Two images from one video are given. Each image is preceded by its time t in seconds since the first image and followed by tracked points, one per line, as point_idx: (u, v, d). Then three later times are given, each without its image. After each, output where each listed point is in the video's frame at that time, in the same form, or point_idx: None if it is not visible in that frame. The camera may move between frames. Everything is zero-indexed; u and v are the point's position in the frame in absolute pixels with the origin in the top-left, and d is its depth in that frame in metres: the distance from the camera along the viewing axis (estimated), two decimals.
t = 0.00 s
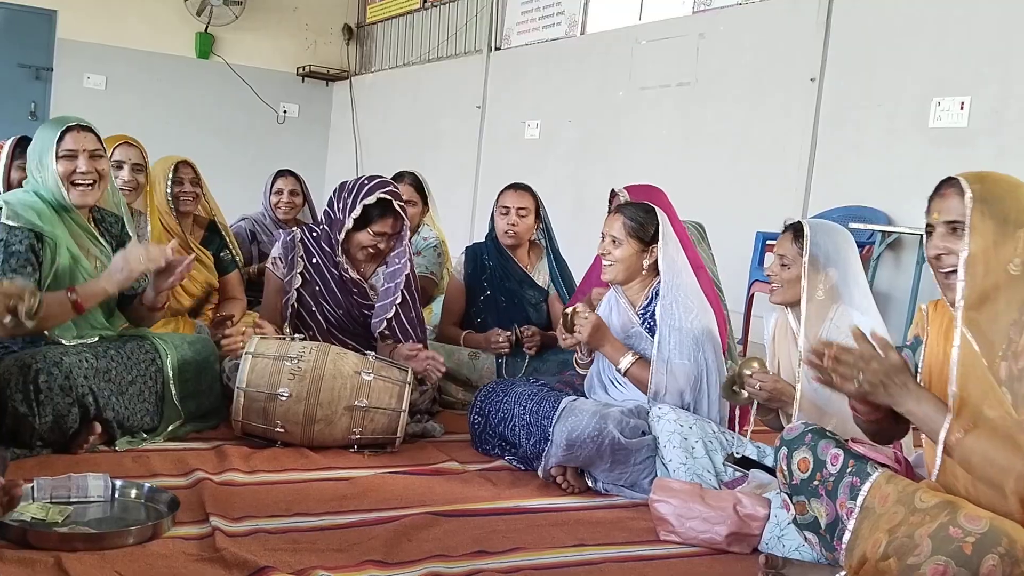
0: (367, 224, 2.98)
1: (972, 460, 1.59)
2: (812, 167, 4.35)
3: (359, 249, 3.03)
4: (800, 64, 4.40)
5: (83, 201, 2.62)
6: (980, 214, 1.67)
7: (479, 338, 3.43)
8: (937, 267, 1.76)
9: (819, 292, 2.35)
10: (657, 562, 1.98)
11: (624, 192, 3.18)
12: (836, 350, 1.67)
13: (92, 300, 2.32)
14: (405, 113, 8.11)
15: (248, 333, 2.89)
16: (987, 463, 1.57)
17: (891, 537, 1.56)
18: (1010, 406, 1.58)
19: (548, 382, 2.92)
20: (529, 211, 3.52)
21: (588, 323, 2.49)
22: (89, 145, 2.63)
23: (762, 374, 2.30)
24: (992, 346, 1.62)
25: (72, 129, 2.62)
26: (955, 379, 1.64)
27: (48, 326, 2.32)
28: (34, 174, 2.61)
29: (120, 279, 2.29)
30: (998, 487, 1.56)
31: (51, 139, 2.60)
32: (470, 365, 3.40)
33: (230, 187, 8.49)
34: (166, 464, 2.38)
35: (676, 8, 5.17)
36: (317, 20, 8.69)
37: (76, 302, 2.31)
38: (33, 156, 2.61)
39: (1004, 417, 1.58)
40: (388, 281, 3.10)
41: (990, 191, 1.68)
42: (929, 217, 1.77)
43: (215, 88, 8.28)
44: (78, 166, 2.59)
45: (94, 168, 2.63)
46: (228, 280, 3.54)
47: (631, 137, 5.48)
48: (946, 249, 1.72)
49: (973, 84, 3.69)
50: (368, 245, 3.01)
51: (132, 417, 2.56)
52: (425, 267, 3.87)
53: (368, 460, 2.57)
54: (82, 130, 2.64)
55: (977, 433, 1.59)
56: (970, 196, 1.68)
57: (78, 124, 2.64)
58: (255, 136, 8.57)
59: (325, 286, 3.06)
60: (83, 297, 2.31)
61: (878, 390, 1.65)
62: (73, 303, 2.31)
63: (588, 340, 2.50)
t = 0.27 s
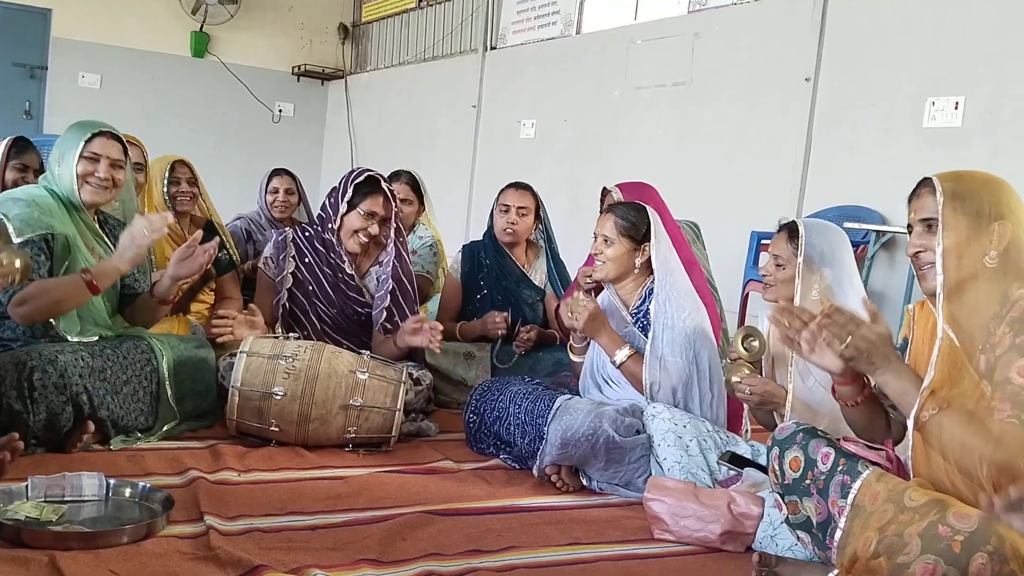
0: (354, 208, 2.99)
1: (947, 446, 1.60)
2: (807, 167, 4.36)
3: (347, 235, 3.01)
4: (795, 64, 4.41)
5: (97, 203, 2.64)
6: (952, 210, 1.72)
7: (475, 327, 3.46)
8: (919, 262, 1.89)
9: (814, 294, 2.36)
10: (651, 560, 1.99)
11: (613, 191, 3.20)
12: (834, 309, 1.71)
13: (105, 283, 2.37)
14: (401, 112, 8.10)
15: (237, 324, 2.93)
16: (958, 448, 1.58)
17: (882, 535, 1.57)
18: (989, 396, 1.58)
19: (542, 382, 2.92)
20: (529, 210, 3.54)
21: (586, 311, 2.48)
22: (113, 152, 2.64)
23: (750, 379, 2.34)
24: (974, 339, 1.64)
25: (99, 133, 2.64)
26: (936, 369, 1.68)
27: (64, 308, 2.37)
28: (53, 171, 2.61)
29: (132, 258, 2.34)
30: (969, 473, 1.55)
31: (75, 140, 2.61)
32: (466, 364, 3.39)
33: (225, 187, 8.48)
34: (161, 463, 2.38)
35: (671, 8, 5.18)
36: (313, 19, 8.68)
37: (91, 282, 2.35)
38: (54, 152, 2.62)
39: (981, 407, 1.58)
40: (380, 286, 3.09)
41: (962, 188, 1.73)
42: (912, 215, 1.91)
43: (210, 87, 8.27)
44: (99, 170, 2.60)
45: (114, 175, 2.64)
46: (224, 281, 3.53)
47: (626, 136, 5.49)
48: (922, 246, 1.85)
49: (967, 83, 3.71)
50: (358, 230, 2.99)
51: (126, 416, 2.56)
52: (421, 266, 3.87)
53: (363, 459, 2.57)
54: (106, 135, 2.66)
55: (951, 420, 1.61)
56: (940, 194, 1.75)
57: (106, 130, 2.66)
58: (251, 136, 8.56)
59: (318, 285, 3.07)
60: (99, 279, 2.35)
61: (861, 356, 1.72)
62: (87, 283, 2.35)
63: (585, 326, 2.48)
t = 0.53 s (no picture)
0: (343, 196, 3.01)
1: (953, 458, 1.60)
2: (803, 167, 4.37)
3: (338, 225, 3.02)
4: (791, 63, 4.42)
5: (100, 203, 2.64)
6: (944, 213, 1.72)
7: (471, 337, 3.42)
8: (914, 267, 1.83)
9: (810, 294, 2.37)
10: (647, 559, 1.99)
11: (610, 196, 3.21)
12: (807, 375, 1.80)
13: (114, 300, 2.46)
14: (397, 112, 8.10)
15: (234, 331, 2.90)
16: (967, 462, 1.58)
17: (879, 534, 1.57)
18: (991, 403, 1.59)
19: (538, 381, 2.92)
20: (522, 209, 3.55)
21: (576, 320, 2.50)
22: (116, 150, 2.66)
23: (752, 373, 2.31)
24: (972, 344, 1.66)
25: (99, 134, 2.65)
26: (934, 375, 1.70)
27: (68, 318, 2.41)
28: (52, 170, 2.60)
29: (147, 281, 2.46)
30: (978, 484, 1.56)
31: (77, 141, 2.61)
32: (462, 364, 3.38)
33: (221, 186, 8.46)
34: (156, 462, 2.37)
35: (667, 7, 5.18)
36: (308, 18, 8.67)
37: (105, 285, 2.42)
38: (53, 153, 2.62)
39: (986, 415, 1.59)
40: (375, 281, 3.11)
41: (954, 189, 1.73)
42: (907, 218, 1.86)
43: (205, 85, 8.25)
44: (103, 168, 2.61)
45: (118, 173, 2.66)
46: (219, 281, 3.53)
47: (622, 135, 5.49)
48: (913, 249, 1.79)
49: (962, 83, 3.71)
50: (348, 219, 2.99)
51: (121, 416, 2.56)
52: (417, 266, 3.87)
53: (359, 458, 2.57)
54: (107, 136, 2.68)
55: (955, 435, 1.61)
56: (932, 195, 1.75)
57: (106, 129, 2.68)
58: (246, 135, 8.55)
59: (314, 282, 3.06)
60: (109, 295, 2.44)
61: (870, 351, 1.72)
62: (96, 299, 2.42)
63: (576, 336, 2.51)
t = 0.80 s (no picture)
0: (324, 181, 3.00)
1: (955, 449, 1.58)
2: (799, 166, 4.37)
3: (320, 215, 3.00)
4: (787, 63, 4.42)
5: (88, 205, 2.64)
6: (962, 214, 1.70)
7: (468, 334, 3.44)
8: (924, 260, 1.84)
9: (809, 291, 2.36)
10: (644, 559, 1.99)
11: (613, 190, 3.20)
12: (847, 308, 1.70)
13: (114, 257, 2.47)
14: (393, 112, 8.09)
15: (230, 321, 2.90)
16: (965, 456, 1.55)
17: (875, 533, 1.57)
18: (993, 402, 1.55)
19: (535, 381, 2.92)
20: (521, 209, 3.55)
21: (577, 314, 2.51)
22: (108, 155, 2.64)
23: (738, 379, 2.35)
24: (977, 343, 1.63)
25: (94, 134, 2.62)
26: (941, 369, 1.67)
27: (79, 294, 2.41)
28: (42, 167, 2.56)
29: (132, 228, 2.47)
30: (974, 480, 1.53)
31: (72, 140, 2.57)
32: (458, 363, 3.39)
33: (217, 186, 8.46)
34: (153, 463, 2.37)
35: (664, 7, 5.18)
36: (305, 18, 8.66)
37: (102, 258, 2.43)
38: (49, 147, 2.56)
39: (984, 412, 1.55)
40: (371, 278, 3.08)
41: (975, 189, 1.71)
42: (923, 212, 1.84)
43: (201, 86, 8.24)
44: (93, 172, 2.59)
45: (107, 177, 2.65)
46: (214, 281, 3.53)
47: (618, 135, 5.50)
48: (930, 247, 1.79)
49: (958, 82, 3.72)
50: (329, 207, 2.97)
51: (117, 417, 2.55)
52: (414, 266, 3.87)
53: (355, 459, 2.57)
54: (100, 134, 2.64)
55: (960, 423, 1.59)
56: (952, 194, 1.73)
57: (100, 131, 2.64)
58: (242, 135, 8.54)
59: (309, 280, 3.06)
60: (108, 254, 2.45)
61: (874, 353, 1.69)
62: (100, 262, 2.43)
63: (577, 331, 2.51)
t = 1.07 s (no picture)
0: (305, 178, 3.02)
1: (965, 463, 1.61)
2: (797, 166, 4.38)
3: (309, 211, 3.03)
4: (784, 63, 4.43)
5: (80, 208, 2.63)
6: (990, 231, 1.64)
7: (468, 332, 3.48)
8: (934, 271, 1.74)
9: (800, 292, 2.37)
10: (641, 559, 1.99)
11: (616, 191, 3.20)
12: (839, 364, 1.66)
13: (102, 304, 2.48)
14: (391, 113, 8.10)
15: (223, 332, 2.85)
16: (982, 472, 1.59)
17: (872, 533, 1.58)
18: (996, 409, 1.60)
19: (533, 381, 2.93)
20: (521, 211, 3.53)
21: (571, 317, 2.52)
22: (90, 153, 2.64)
23: (739, 373, 2.34)
24: (979, 350, 1.65)
25: (72, 134, 2.59)
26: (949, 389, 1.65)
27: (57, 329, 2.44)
28: (24, 178, 2.53)
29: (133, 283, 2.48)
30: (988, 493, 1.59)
31: (53, 146, 2.53)
32: (456, 364, 3.41)
33: (215, 187, 8.45)
34: (150, 464, 2.37)
35: (661, 7, 5.18)
36: (303, 19, 8.65)
37: (90, 307, 2.45)
38: (26, 160, 2.52)
39: (989, 420, 1.60)
40: (368, 275, 3.09)
41: (1004, 205, 1.65)
42: (937, 218, 1.73)
43: (199, 87, 8.24)
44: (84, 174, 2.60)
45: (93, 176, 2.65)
46: (212, 281, 3.54)
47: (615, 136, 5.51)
48: (948, 258, 1.69)
49: (955, 83, 3.73)
50: (314, 203, 3.00)
51: (114, 418, 2.55)
52: (411, 266, 3.86)
53: (353, 459, 2.57)
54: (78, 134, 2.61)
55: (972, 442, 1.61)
56: (981, 209, 1.65)
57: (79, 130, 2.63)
58: (240, 136, 8.54)
59: (306, 278, 3.06)
60: (96, 302, 2.46)
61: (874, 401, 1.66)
62: (85, 308, 2.45)
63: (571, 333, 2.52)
